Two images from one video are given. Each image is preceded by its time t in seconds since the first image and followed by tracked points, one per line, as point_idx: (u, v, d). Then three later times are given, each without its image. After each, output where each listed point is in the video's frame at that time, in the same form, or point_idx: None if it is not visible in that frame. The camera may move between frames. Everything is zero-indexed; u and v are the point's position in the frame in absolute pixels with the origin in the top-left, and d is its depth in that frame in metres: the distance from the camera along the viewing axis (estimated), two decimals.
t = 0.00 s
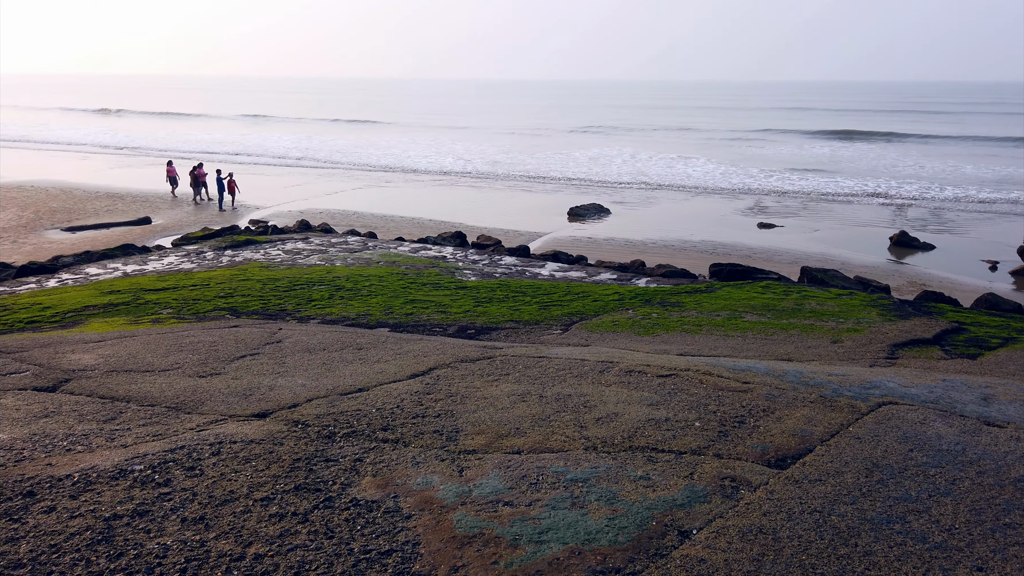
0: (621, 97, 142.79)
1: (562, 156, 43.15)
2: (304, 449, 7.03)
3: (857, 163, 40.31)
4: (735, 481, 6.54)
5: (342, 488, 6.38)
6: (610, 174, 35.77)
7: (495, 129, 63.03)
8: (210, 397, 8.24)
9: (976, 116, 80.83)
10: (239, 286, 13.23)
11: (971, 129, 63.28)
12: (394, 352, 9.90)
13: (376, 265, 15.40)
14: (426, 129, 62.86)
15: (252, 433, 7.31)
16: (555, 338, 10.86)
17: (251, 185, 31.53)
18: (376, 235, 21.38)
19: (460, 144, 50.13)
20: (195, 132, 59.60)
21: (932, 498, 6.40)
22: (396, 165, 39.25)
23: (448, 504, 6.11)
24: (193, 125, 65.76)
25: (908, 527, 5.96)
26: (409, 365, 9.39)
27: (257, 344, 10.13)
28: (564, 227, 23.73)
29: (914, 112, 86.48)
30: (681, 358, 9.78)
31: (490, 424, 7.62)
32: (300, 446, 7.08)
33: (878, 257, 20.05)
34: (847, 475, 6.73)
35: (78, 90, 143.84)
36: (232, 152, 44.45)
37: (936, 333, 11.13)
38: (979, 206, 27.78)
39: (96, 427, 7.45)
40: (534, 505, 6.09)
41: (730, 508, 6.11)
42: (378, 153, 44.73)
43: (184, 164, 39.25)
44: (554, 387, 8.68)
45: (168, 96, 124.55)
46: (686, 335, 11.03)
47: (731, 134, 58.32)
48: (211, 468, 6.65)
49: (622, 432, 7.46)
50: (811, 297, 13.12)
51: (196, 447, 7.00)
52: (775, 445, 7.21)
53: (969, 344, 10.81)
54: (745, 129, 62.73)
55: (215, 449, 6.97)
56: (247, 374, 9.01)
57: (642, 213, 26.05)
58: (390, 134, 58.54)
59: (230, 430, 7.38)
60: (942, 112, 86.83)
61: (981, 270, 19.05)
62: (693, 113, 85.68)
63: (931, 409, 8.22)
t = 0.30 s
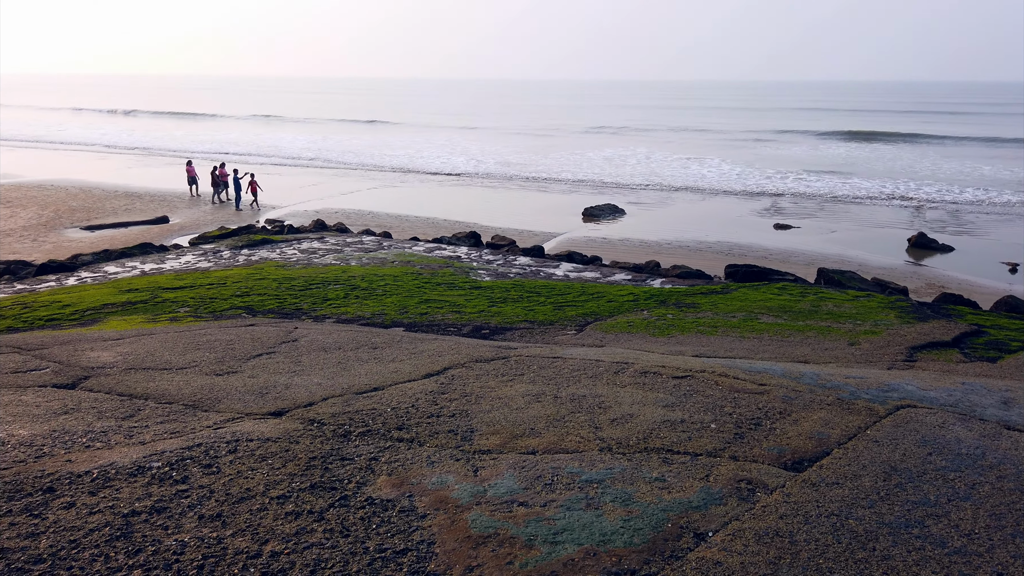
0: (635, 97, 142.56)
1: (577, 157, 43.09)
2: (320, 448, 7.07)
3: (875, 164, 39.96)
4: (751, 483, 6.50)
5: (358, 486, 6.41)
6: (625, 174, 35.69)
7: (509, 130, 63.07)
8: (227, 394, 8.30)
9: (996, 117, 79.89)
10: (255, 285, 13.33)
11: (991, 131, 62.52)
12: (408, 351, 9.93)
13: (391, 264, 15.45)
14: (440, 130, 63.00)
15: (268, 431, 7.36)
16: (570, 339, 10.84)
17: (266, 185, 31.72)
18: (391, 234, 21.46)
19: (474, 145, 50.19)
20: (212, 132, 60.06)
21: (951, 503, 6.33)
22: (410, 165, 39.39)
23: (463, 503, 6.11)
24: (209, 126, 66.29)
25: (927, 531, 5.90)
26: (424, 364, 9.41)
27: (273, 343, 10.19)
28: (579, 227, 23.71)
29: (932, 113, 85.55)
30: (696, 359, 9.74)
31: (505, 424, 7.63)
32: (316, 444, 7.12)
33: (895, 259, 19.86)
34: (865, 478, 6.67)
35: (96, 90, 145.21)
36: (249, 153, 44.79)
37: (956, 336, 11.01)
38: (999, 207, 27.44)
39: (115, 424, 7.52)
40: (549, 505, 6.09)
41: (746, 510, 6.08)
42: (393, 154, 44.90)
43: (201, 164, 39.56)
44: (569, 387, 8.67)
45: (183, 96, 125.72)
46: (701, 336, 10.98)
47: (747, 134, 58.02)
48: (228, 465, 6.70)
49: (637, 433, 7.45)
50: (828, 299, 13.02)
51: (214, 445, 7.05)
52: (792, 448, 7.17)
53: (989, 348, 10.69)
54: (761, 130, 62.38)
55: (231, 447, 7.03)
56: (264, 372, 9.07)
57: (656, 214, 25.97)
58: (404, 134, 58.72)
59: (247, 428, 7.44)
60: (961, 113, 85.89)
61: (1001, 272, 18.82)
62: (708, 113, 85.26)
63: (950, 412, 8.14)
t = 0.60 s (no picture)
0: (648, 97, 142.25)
1: (591, 157, 43.04)
2: (335, 446, 7.10)
3: (892, 165, 39.64)
4: (767, 486, 6.46)
5: (373, 485, 6.43)
6: (639, 175, 35.61)
7: (522, 130, 63.09)
8: (243, 393, 8.36)
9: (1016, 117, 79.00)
10: (271, 284, 13.41)
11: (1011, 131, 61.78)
12: (423, 351, 9.95)
13: (405, 264, 15.49)
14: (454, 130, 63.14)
15: (284, 429, 7.40)
16: (584, 339, 10.83)
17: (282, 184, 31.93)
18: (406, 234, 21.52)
19: (488, 145, 50.25)
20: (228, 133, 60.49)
21: (971, 507, 6.27)
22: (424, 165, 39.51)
23: (478, 503, 6.12)
24: (225, 126, 66.77)
25: (946, 536, 5.84)
26: (438, 364, 9.43)
27: (289, 342, 10.25)
28: (593, 227, 23.68)
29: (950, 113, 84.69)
30: (711, 361, 9.70)
31: (520, 424, 7.63)
32: (331, 442, 7.16)
33: (913, 261, 19.69)
34: (883, 482, 6.62)
35: (113, 90, 146.56)
36: (264, 153, 45.10)
37: (975, 339, 10.90)
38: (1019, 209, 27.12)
39: (133, 421, 7.60)
40: (564, 506, 6.09)
41: (762, 513, 6.05)
42: (407, 154, 45.04)
43: (218, 163, 39.86)
44: (583, 388, 8.66)
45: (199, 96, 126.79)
46: (716, 337, 10.93)
47: (763, 135, 57.69)
48: (244, 463, 6.74)
49: (652, 434, 7.43)
50: (845, 300, 12.93)
51: (230, 443, 7.10)
52: (809, 451, 7.12)
53: (1009, 351, 10.57)
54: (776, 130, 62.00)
55: (248, 444, 7.08)
56: (279, 371, 9.13)
57: (671, 214, 25.90)
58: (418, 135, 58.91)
59: (263, 426, 7.49)
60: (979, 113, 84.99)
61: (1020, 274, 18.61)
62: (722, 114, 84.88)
63: (970, 416, 8.05)
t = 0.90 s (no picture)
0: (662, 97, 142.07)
1: (605, 158, 43.00)
2: (350, 445, 7.13)
3: (910, 167, 39.30)
4: (783, 489, 6.43)
5: (388, 484, 6.45)
6: (654, 176, 35.53)
7: (535, 130, 63.10)
8: (259, 391, 8.42)
9: None
10: (286, 283, 13.50)
11: None
12: (438, 351, 9.98)
13: (420, 264, 15.53)
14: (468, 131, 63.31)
15: (300, 428, 7.44)
16: (598, 340, 10.81)
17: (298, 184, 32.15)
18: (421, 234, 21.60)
19: (502, 146, 50.33)
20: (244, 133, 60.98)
21: (990, 512, 6.20)
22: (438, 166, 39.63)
23: (492, 503, 6.13)
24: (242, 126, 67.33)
25: (964, 541, 5.78)
26: (453, 364, 9.45)
27: (305, 341, 10.31)
28: (608, 228, 23.64)
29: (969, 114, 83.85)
30: (727, 362, 9.66)
31: (534, 425, 7.63)
32: (346, 442, 7.19)
33: (931, 263, 19.51)
34: (900, 486, 6.56)
35: (131, 90, 148.24)
36: (281, 153, 45.47)
37: (995, 342, 10.78)
38: None
39: (151, 419, 7.67)
40: (578, 507, 6.08)
41: (779, 516, 6.01)
42: (422, 155, 45.20)
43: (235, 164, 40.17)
44: (598, 389, 8.65)
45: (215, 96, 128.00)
46: (731, 339, 10.88)
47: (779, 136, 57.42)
48: (261, 461, 6.79)
49: (667, 436, 7.40)
50: (862, 303, 12.83)
51: (247, 441, 7.15)
52: (825, 454, 7.07)
53: None
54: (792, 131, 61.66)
55: (264, 443, 7.12)
56: (295, 370, 9.18)
57: (685, 215, 25.83)
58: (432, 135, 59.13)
59: (279, 424, 7.53)
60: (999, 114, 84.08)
61: None
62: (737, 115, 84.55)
63: (989, 420, 7.97)
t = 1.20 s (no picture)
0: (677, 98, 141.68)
1: (621, 159, 42.90)
2: (368, 444, 7.17)
3: (931, 169, 38.88)
4: (802, 492, 6.38)
5: (405, 483, 6.48)
6: (670, 177, 35.45)
7: (550, 131, 63.11)
8: (277, 389, 8.48)
9: None
10: (304, 282, 13.59)
11: None
12: (454, 351, 10.01)
13: (436, 264, 15.58)
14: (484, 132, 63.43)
15: (318, 426, 7.49)
16: (615, 341, 10.79)
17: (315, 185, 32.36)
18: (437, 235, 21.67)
19: (518, 147, 50.38)
20: (262, 134, 61.49)
21: (1013, 518, 6.12)
22: (454, 167, 39.73)
23: (509, 503, 6.14)
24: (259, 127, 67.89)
25: (986, 546, 5.72)
26: (469, 364, 9.47)
27: (322, 340, 10.37)
28: (624, 229, 23.61)
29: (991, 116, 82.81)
30: (744, 365, 9.61)
31: (551, 425, 7.63)
32: (363, 440, 7.23)
33: (951, 266, 19.30)
34: (920, 490, 6.50)
35: (149, 91, 149.79)
36: (298, 154, 45.80)
37: (1017, 346, 10.65)
38: None
39: (171, 416, 7.74)
40: (595, 508, 6.07)
41: (797, 519, 5.98)
42: (438, 155, 45.34)
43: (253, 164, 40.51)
44: (615, 390, 8.63)
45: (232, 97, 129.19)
46: (749, 342, 10.82)
47: (797, 138, 57.01)
48: (279, 459, 6.84)
49: (684, 438, 7.38)
50: (881, 305, 12.72)
51: (265, 439, 7.20)
52: (844, 457, 7.01)
53: None
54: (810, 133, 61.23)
55: (282, 441, 7.17)
56: (312, 368, 9.24)
57: (702, 216, 25.74)
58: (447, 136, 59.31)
59: (297, 423, 7.59)
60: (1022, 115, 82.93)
61: None
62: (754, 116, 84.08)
63: (1012, 425, 7.87)
